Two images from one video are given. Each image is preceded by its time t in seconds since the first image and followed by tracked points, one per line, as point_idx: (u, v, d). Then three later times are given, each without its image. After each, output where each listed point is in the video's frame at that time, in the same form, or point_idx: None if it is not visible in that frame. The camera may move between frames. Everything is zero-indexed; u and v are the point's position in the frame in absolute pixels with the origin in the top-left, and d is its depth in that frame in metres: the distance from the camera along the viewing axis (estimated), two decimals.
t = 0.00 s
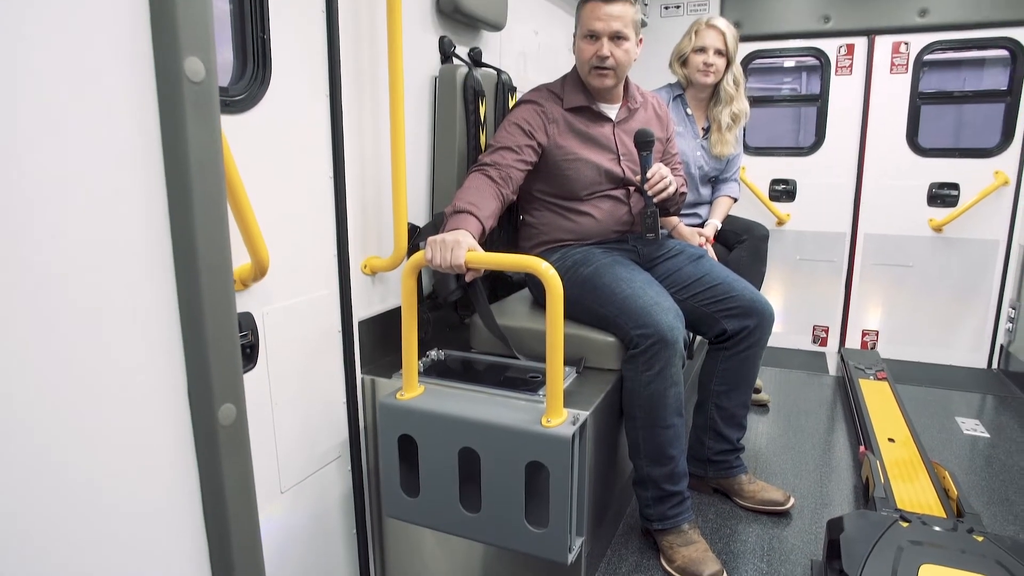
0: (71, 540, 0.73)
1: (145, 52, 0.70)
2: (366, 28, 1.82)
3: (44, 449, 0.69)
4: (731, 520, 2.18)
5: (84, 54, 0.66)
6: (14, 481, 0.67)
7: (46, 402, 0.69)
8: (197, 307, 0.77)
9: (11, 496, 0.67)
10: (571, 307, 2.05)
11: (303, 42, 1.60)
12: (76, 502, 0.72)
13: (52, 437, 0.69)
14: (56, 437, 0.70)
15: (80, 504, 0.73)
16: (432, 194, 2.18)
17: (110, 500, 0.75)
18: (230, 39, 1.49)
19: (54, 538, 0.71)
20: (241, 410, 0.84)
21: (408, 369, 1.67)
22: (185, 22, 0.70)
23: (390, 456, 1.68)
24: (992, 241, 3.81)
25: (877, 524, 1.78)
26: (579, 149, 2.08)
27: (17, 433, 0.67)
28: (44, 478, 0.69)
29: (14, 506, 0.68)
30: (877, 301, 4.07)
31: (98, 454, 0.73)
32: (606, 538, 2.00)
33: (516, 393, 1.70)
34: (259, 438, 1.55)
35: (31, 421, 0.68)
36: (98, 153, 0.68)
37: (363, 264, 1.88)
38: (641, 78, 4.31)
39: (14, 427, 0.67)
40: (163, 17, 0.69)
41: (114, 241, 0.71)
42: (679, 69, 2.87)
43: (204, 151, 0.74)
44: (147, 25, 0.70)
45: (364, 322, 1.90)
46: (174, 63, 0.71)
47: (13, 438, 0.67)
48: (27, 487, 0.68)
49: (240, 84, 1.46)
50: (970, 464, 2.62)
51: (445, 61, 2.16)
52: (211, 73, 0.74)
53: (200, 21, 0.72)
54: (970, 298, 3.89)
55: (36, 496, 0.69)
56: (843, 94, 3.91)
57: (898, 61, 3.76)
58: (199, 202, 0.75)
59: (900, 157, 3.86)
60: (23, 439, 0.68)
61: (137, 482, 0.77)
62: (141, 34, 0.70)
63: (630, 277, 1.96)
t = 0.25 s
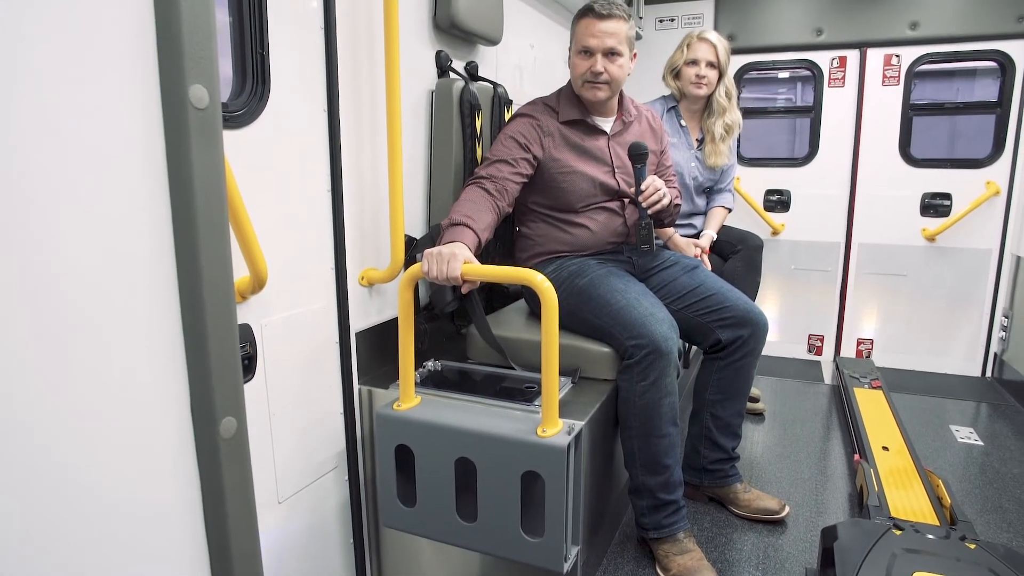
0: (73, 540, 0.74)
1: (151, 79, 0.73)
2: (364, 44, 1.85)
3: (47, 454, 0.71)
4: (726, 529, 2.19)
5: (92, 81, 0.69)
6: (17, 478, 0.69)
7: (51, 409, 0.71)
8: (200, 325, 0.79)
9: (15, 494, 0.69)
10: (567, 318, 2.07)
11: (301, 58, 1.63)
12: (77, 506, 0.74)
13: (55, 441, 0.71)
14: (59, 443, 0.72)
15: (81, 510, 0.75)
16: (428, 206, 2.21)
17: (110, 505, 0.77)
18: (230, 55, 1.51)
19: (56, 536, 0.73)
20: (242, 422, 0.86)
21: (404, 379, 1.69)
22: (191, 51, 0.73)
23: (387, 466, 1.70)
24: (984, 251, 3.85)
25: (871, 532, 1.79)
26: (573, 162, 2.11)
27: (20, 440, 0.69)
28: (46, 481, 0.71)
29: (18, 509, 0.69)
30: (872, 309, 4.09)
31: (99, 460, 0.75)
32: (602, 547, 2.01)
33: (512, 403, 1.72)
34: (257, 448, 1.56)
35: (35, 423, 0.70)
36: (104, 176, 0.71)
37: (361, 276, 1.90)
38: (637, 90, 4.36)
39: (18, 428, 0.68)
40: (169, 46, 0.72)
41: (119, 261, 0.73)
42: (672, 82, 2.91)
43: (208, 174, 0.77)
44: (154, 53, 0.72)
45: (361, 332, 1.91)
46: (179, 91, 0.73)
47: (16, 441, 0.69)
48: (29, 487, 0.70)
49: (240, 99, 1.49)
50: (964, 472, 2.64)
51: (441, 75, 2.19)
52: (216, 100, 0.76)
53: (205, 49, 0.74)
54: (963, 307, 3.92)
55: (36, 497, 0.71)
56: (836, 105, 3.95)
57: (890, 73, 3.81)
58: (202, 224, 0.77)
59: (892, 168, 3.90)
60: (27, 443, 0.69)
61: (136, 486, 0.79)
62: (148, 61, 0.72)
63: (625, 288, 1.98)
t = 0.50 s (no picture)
0: (75, 542, 0.76)
1: (153, 88, 0.74)
2: (359, 46, 1.86)
3: (52, 456, 0.72)
4: (720, 527, 2.21)
5: (96, 90, 0.70)
6: (21, 482, 0.70)
7: (59, 413, 0.72)
8: (200, 329, 0.81)
9: (21, 499, 0.71)
10: (561, 318, 2.09)
11: (297, 60, 1.64)
12: (80, 505, 0.76)
13: (63, 444, 0.73)
14: (64, 445, 0.73)
15: (84, 508, 0.76)
16: (424, 207, 2.22)
17: (113, 502, 0.78)
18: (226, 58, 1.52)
19: (57, 541, 0.74)
20: (241, 421, 0.87)
21: (400, 380, 1.70)
22: (192, 61, 0.74)
23: (383, 465, 1.71)
24: (976, 251, 3.88)
25: (861, 529, 1.82)
26: (568, 164, 2.13)
27: (24, 441, 0.70)
28: (52, 480, 0.73)
29: (25, 510, 0.71)
30: (865, 309, 4.12)
31: (101, 458, 0.76)
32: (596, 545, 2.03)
33: (507, 403, 1.74)
34: (254, 448, 1.57)
35: (43, 426, 0.71)
36: (107, 183, 0.72)
37: (357, 276, 1.91)
38: (631, 91, 4.38)
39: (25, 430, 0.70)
40: (171, 56, 0.73)
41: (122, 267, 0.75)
42: (665, 84, 2.93)
43: (208, 181, 0.78)
44: (156, 63, 0.74)
45: (357, 333, 1.93)
46: (180, 100, 0.74)
47: (22, 441, 0.70)
48: (33, 487, 0.72)
49: (237, 101, 1.50)
50: (954, 470, 2.66)
51: (436, 77, 2.20)
52: (216, 108, 0.78)
53: (206, 59, 0.76)
54: (955, 307, 3.95)
55: (36, 496, 0.72)
56: (829, 107, 3.98)
57: (882, 75, 3.84)
58: (203, 231, 0.78)
59: (885, 169, 3.93)
60: (32, 441, 0.71)
61: (136, 486, 0.80)
62: (150, 71, 0.74)
63: (619, 289, 2.00)
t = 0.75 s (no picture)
0: (87, 547, 0.77)
1: (169, 101, 0.76)
2: (360, 51, 1.88)
3: (65, 460, 0.74)
4: (717, 527, 2.23)
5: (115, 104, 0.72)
6: (32, 486, 0.72)
7: (69, 418, 0.74)
8: (214, 334, 0.83)
9: (31, 502, 0.72)
10: (560, 320, 2.11)
11: (298, 65, 1.66)
12: (93, 508, 0.77)
13: (72, 449, 0.74)
14: (77, 449, 0.75)
15: (97, 511, 0.77)
16: (424, 209, 2.24)
17: (125, 504, 0.80)
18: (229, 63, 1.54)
19: (69, 545, 0.75)
20: (253, 423, 0.90)
21: (401, 381, 1.72)
22: (207, 75, 0.76)
23: (384, 466, 1.73)
24: (971, 252, 3.91)
25: (857, 528, 1.84)
26: (566, 167, 2.15)
27: (39, 446, 0.72)
28: (64, 484, 0.74)
29: (37, 513, 0.72)
30: (861, 310, 4.15)
31: (119, 460, 0.78)
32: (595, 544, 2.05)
33: (507, 404, 1.75)
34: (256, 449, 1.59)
35: (51, 431, 0.72)
36: (126, 193, 0.74)
37: (358, 278, 1.93)
38: (629, 93, 4.40)
39: (38, 435, 0.71)
40: (186, 70, 0.76)
41: (140, 275, 0.77)
42: (662, 86, 2.95)
43: (222, 190, 0.80)
44: (172, 77, 0.76)
45: (358, 335, 1.95)
46: (195, 112, 0.76)
47: (34, 447, 0.71)
48: (46, 490, 0.73)
49: (240, 106, 1.51)
50: (950, 469, 2.69)
51: (436, 80, 2.22)
52: (228, 120, 0.80)
53: (219, 73, 0.78)
54: (950, 307, 3.98)
55: (35, 497, 0.72)
56: (825, 109, 4.01)
57: (878, 77, 3.86)
58: (217, 239, 0.81)
59: (881, 170, 3.96)
60: (50, 445, 0.72)
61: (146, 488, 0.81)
62: (166, 84, 0.76)
63: (617, 291, 2.02)
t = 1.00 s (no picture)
0: (87, 547, 0.78)
1: (171, 106, 0.77)
2: (357, 52, 1.88)
3: (65, 460, 0.75)
4: (713, 525, 2.24)
5: (117, 108, 0.73)
6: (32, 485, 0.73)
7: (69, 418, 0.74)
8: (216, 337, 0.84)
9: (31, 501, 0.73)
10: (557, 319, 2.12)
11: (295, 65, 1.67)
12: (93, 508, 0.78)
13: (73, 449, 0.75)
14: (77, 449, 0.75)
15: (97, 511, 0.78)
16: (421, 210, 2.25)
17: (125, 505, 0.80)
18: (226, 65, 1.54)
19: (68, 545, 0.76)
20: (254, 422, 0.90)
21: (399, 381, 1.73)
22: (208, 80, 0.77)
23: (381, 465, 1.74)
24: (965, 251, 3.93)
25: (852, 525, 1.85)
26: (562, 166, 2.16)
27: (40, 446, 0.73)
28: (64, 484, 0.75)
29: (36, 512, 0.73)
30: (856, 309, 4.17)
31: (121, 460, 0.79)
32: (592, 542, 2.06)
33: (504, 403, 1.76)
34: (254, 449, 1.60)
35: (51, 431, 0.73)
36: (128, 196, 0.75)
37: (354, 278, 1.93)
38: (626, 93, 4.41)
39: (38, 435, 0.72)
40: (188, 75, 0.76)
41: (142, 278, 0.77)
42: (659, 87, 2.96)
43: (224, 194, 0.81)
44: (174, 82, 0.76)
45: (355, 335, 1.95)
46: (197, 117, 0.77)
47: (35, 446, 0.72)
48: (46, 489, 0.74)
49: (237, 107, 1.52)
50: (944, 467, 2.71)
51: (433, 80, 2.23)
52: (230, 125, 0.81)
53: (220, 78, 0.78)
54: (945, 306, 4.00)
55: (35, 496, 0.73)
56: (821, 109, 4.03)
57: (873, 77, 3.88)
58: (218, 243, 0.81)
59: (876, 170, 3.97)
60: (52, 445, 0.73)
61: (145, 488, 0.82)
62: (168, 89, 0.76)
63: (613, 290, 2.03)
